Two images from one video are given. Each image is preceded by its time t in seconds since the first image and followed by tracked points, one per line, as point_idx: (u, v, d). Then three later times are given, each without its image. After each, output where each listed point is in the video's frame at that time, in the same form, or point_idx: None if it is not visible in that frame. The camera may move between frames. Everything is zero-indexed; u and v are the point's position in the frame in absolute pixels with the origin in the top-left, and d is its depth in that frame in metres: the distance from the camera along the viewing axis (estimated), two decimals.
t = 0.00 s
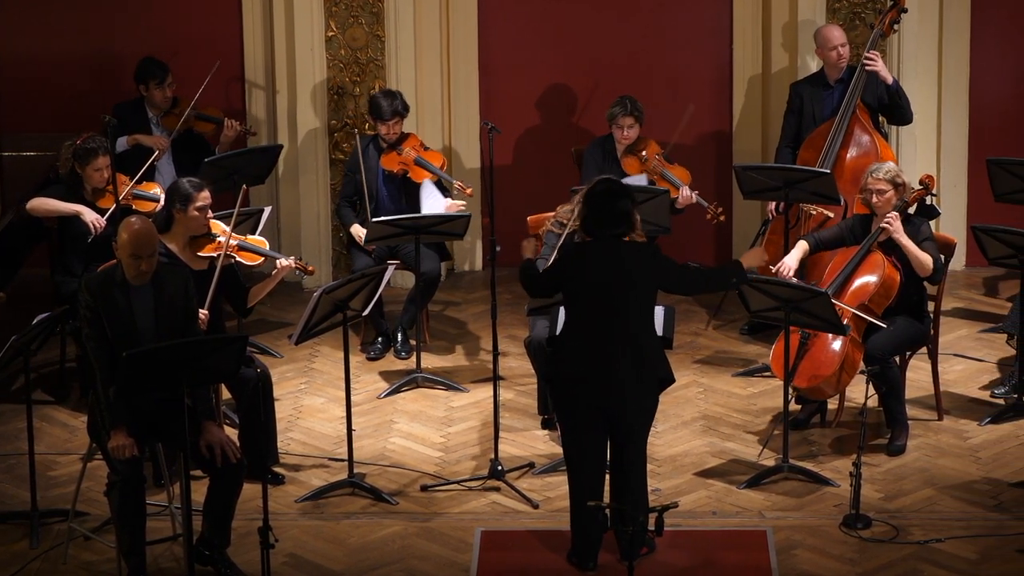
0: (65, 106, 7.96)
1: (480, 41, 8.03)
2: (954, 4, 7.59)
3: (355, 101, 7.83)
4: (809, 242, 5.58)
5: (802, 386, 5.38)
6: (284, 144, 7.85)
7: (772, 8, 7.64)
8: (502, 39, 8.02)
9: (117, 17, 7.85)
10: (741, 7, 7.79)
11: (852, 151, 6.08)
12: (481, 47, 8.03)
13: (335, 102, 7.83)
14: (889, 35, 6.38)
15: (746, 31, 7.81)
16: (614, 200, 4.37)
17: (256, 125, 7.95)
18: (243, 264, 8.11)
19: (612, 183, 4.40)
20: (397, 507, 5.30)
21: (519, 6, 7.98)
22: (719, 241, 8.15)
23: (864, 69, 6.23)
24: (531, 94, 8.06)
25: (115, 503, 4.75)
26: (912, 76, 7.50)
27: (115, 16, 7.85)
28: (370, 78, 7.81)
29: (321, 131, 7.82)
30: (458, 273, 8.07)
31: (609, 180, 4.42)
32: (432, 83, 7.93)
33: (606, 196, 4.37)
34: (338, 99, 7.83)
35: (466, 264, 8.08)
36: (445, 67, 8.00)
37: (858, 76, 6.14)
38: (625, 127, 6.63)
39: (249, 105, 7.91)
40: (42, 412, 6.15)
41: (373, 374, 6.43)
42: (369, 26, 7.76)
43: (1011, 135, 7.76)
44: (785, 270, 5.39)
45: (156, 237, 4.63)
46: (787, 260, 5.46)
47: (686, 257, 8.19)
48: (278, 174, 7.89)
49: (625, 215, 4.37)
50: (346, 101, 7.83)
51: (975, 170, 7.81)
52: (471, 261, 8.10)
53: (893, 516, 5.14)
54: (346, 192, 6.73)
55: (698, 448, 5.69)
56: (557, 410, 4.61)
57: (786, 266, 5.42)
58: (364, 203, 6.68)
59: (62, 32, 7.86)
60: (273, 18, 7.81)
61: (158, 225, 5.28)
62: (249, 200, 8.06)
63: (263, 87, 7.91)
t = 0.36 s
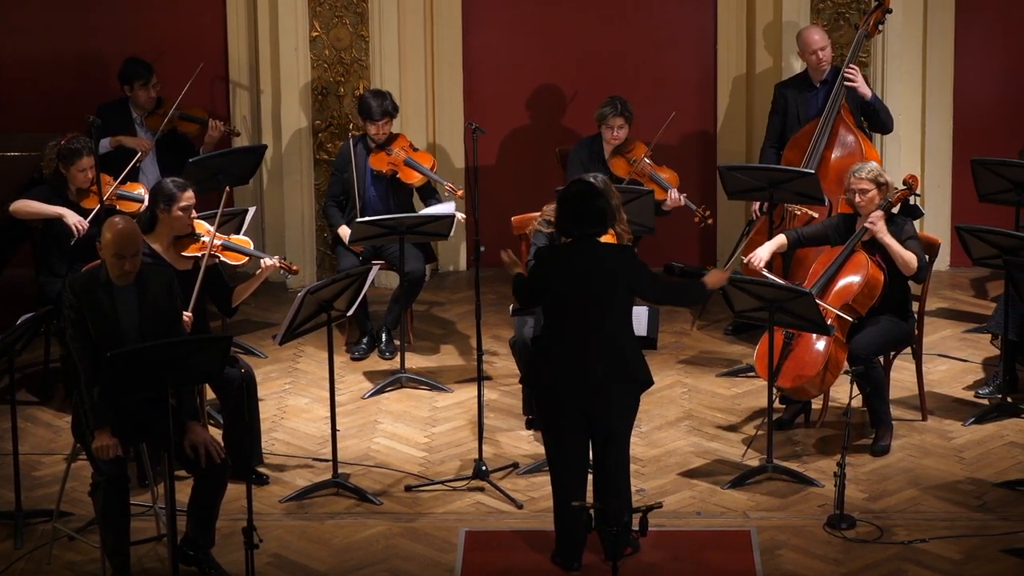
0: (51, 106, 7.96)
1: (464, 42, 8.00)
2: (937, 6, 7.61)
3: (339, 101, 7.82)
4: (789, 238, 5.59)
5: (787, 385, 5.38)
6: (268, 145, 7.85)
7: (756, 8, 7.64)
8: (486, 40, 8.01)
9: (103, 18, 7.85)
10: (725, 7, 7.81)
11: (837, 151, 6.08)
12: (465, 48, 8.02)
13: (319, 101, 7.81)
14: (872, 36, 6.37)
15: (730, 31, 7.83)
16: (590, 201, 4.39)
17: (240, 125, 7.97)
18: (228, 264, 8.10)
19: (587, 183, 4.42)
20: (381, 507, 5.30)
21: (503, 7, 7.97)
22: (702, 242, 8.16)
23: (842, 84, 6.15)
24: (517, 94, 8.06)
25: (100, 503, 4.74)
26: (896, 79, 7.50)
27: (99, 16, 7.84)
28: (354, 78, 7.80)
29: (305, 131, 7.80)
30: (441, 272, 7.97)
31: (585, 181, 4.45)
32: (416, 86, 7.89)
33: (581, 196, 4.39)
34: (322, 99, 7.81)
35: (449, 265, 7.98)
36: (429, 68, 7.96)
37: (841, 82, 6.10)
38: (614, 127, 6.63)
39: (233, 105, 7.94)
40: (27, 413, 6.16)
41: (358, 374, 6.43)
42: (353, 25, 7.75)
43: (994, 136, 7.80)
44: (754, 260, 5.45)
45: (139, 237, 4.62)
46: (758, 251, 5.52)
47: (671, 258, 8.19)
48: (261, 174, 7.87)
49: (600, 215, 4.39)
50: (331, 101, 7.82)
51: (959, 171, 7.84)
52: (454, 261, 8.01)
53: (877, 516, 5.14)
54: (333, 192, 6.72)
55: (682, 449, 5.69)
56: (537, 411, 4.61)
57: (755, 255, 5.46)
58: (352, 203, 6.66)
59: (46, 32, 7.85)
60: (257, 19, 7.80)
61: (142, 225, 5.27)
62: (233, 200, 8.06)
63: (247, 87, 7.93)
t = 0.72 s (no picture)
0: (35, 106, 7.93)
1: (448, 41, 8.00)
2: (921, 7, 7.62)
3: (323, 101, 7.80)
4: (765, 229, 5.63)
5: (771, 385, 5.38)
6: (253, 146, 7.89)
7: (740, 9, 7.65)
8: (470, 39, 8.01)
9: (86, 18, 7.82)
10: (709, 8, 7.81)
11: (821, 151, 6.08)
12: (449, 48, 8.02)
13: (302, 101, 7.80)
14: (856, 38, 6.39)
15: (714, 31, 7.82)
16: (570, 202, 4.41)
17: (223, 126, 7.96)
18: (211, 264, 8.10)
19: (566, 183, 4.44)
20: (365, 507, 5.30)
21: (487, 7, 7.96)
22: (686, 243, 8.16)
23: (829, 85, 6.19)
24: (501, 94, 8.06)
25: (83, 504, 4.72)
26: (879, 78, 7.53)
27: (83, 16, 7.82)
28: (338, 78, 7.79)
29: (287, 131, 7.80)
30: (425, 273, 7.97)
31: (564, 183, 4.47)
32: (399, 83, 7.91)
33: (561, 197, 4.41)
34: (306, 99, 7.80)
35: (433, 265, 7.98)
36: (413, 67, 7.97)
37: (824, 82, 6.10)
38: (598, 126, 6.66)
39: (217, 105, 7.93)
40: (11, 414, 6.15)
41: (342, 374, 6.43)
42: (338, 25, 7.74)
43: (978, 137, 7.81)
44: (716, 248, 5.44)
45: (122, 236, 4.59)
46: (721, 239, 5.50)
47: (654, 258, 8.20)
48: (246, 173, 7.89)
49: (579, 217, 4.42)
50: (315, 101, 7.81)
51: (943, 172, 7.85)
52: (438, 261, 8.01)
53: (861, 517, 5.14)
54: (318, 191, 6.74)
55: (666, 449, 5.68)
56: (518, 412, 4.61)
57: (718, 243, 5.46)
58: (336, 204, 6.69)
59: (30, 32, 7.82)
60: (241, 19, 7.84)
61: (126, 226, 5.29)
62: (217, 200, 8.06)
63: (232, 87, 7.93)
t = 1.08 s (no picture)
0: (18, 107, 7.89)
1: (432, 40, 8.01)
2: (905, 7, 7.69)
3: (307, 102, 7.77)
4: (750, 231, 5.62)
5: (755, 385, 5.39)
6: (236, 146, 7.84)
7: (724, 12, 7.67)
8: (454, 38, 8.02)
9: (68, 17, 7.79)
10: (693, 8, 7.81)
11: (805, 151, 6.08)
12: (433, 47, 8.03)
13: (286, 102, 7.78)
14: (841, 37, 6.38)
15: (699, 32, 7.82)
16: (546, 203, 4.42)
17: (207, 125, 7.96)
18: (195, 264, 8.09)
19: (546, 183, 4.45)
20: (349, 508, 5.30)
21: (471, 6, 7.97)
22: (670, 242, 8.17)
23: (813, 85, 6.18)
24: (484, 93, 8.06)
25: (67, 503, 4.71)
26: (863, 80, 7.48)
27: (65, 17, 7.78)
28: (322, 78, 7.76)
29: (270, 131, 7.77)
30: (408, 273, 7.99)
31: (544, 182, 4.47)
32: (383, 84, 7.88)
33: (541, 197, 4.42)
34: (290, 99, 7.78)
35: (416, 266, 7.99)
36: (396, 66, 7.96)
37: (808, 82, 6.11)
38: (580, 121, 6.66)
39: (201, 105, 7.94)
40: None
41: (326, 374, 6.43)
42: (321, 25, 7.71)
43: (961, 135, 7.83)
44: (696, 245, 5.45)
45: (106, 236, 4.56)
46: (700, 235, 5.50)
47: (638, 258, 8.20)
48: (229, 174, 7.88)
49: (557, 218, 4.43)
50: (298, 101, 7.78)
51: (927, 172, 7.92)
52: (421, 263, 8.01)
53: (845, 517, 5.14)
54: (301, 191, 6.72)
55: (650, 449, 5.68)
56: (499, 412, 4.61)
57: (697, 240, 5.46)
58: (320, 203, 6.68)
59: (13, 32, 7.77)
60: (224, 20, 7.82)
61: (109, 226, 5.28)
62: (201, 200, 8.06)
63: (216, 87, 7.93)
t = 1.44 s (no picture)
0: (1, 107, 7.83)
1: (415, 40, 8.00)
2: (889, 7, 7.67)
3: (291, 102, 7.78)
4: (738, 233, 5.63)
5: (738, 386, 5.39)
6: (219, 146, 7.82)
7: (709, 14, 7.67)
8: (437, 38, 8.01)
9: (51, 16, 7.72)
10: (677, 9, 7.84)
11: (788, 151, 6.09)
12: (417, 47, 8.02)
13: (270, 102, 7.78)
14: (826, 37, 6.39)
15: (682, 32, 7.86)
16: (526, 202, 4.43)
17: (191, 125, 7.93)
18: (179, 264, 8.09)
19: (525, 184, 4.44)
20: (333, 508, 5.30)
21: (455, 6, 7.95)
22: (654, 242, 8.18)
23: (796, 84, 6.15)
24: (468, 93, 8.06)
25: (51, 504, 4.69)
26: (846, 80, 7.49)
27: (49, 16, 7.73)
28: (306, 79, 7.77)
29: (254, 131, 7.74)
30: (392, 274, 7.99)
31: (523, 183, 4.47)
32: (366, 85, 7.87)
33: (520, 197, 4.41)
34: (274, 99, 7.78)
35: (400, 266, 8.01)
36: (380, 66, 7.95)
37: (792, 82, 6.10)
38: (558, 114, 6.73)
39: (184, 105, 7.90)
40: None
41: (310, 375, 6.43)
42: (305, 26, 7.71)
43: (944, 135, 7.86)
44: (690, 253, 5.51)
45: (90, 235, 4.51)
46: (695, 243, 5.56)
47: (623, 257, 8.23)
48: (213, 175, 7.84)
49: (539, 217, 4.43)
50: (282, 102, 7.79)
51: (910, 170, 7.93)
52: (405, 262, 8.03)
53: (829, 517, 5.14)
54: (285, 192, 6.80)
55: (634, 449, 5.68)
56: (481, 413, 4.61)
57: (691, 247, 5.50)
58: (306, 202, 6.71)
59: None
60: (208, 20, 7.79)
61: (93, 226, 5.28)
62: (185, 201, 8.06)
63: (200, 87, 7.90)
